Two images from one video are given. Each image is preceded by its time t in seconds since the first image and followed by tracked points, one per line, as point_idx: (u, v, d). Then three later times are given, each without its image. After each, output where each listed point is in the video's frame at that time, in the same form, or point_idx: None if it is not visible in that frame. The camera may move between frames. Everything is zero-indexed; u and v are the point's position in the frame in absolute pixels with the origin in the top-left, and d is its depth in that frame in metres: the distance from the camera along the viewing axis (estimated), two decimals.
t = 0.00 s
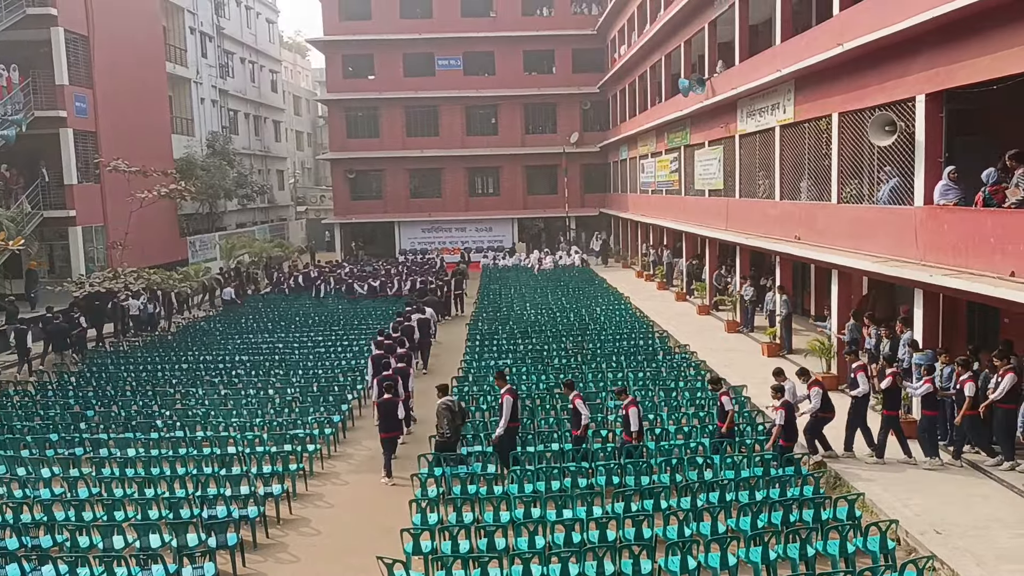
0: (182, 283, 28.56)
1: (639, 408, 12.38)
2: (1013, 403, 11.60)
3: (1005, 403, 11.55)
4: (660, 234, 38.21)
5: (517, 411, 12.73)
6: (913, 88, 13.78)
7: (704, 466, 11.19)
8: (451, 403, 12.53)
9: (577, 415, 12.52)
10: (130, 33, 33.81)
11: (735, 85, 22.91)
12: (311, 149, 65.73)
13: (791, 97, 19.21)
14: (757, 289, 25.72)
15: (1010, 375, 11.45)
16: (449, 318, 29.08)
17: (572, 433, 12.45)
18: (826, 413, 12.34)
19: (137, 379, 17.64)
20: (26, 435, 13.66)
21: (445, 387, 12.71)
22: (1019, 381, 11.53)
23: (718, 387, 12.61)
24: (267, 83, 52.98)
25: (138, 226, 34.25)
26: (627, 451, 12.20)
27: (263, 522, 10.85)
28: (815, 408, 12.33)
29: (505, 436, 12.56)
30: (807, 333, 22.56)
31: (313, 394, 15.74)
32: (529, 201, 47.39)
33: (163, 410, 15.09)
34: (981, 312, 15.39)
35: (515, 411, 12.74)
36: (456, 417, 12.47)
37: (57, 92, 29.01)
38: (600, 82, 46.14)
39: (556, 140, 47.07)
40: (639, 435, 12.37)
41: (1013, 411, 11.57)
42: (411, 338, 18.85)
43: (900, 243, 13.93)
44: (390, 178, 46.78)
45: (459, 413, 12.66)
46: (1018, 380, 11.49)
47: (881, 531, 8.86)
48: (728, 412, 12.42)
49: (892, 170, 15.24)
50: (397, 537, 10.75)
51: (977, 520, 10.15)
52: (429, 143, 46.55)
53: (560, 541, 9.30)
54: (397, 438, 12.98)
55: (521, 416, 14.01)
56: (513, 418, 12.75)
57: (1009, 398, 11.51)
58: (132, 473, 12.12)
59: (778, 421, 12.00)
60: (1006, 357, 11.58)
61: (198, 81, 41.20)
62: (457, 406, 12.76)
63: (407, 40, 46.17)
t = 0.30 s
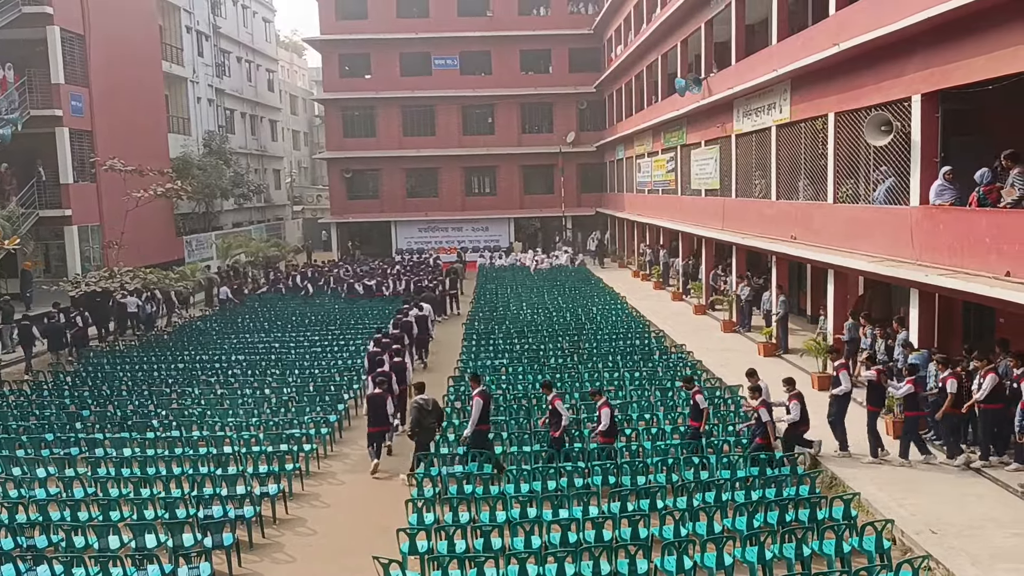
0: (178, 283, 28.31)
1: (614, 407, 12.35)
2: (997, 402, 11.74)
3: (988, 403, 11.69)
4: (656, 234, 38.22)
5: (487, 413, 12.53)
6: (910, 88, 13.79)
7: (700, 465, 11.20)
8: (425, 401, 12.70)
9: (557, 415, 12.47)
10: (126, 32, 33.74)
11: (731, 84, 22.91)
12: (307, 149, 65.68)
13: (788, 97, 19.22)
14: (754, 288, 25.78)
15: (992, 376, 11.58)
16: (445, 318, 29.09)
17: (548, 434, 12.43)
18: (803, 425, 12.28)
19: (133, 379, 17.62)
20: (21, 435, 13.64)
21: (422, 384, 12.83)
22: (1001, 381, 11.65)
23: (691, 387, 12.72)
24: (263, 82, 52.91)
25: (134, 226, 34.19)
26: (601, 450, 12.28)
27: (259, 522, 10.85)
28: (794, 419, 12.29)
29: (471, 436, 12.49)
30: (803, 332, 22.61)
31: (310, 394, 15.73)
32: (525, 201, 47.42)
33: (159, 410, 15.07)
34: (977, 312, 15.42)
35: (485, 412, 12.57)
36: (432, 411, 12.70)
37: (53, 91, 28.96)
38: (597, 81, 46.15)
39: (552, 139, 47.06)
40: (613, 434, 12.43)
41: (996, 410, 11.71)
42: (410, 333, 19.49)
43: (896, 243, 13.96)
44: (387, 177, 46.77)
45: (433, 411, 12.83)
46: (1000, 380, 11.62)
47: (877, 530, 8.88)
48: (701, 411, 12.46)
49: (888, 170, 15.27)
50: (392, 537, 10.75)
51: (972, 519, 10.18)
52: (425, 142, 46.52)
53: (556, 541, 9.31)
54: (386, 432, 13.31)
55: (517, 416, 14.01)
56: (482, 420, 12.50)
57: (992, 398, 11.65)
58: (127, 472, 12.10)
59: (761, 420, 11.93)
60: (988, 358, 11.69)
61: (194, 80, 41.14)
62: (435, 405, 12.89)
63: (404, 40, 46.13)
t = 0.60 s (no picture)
0: (178, 283, 28.21)
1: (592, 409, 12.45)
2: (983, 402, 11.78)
3: (972, 403, 11.75)
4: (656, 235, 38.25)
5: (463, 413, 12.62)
6: (910, 89, 13.79)
7: (700, 466, 11.20)
8: (408, 399, 12.82)
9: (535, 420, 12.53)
10: (126, 32, 33.72)
11: (731, 85, 22.92)
12: (307, 149, 65.69)
13: (787, 97, 19.23)
14: (753, 289, 25.82)
15: (973, 376, 11.65)
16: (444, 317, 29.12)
17: (525, 438, 12.63)
18: (787, 423, 12.42)
19: (132, 379, 17.61)
20: (21, 435, 13.64)
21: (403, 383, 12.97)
22: (984, 380, 11.71)
23: (667, 392, 12.67)
24: (262, 83, 52.91)
25: (134, 226, 34.17)
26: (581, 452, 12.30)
27: (259, 523, 10.85)
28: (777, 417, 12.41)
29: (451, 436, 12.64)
30: (802, 333, 22.62)
31: (309, 394, 15.73)
32: (524, 201, 47.43)
33: (159, 410, 15.05)
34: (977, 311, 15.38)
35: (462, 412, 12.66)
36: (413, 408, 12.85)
37: (52, 92, 28.96)
38: (596, 82, 46.14)
39: (552, 140, 47.07)
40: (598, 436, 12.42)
41: (983, 410, 11.75)
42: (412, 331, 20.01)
43: (896, 244, 13.96)
44: (386, 178, 46.77)
45: (416, 408, 13.00)
46: (983, 379, 11.68)
47: (878, 531, 8.87)
48: (676, 416, 12.39)
49: (888, 170, 15.27)
50: (392, 538, 10.75)
51: (972, 520, 10.19)
52: (424, 143, 46.53)
53: (556, 542, 9.30)
54: (386, 426, 13.56)
55: (517, 417, 13.99)
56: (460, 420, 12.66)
57: (975, 398, 11.71)
58: (126, 473, 12.08)
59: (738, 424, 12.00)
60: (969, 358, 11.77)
61: (194, 81, 41.11)
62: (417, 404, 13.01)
63: (403, 40, 46.13)
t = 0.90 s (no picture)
0: (179, 283, 28.18)
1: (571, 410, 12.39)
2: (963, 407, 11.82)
3: (953, 409, 11.79)
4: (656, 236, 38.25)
5: (436, 412, 12.69)
6: (910, 90, 13.78)
7: (700, 467, 11.21)
8: (391, 398, 13.06)
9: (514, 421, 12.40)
10: (126, 33, 33.73)
11: (731, 86, 22.93)
12: (307, 150, 65.72)
13: (787, 98, 19.24)
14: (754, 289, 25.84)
15: (954, 382, 11.66)
16: (444, 317, 29.14)
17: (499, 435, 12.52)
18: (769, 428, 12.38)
19: (132, 380, 17.60)
20: (21, 436, 13.64)
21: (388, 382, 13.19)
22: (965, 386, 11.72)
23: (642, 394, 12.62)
24: (262, 84, 52.94)
25: (134, 227, 34.18)
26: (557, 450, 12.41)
27: (259, 524, 10.85)
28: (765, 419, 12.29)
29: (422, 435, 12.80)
30: (802, 334, 22.63)
31: (309, 395, 15.74)
32: (524, 202, 47.44)
33: (159, 411, 15.05)
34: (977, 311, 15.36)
35: (436, 411, 12.74)
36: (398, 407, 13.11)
37: (52, 93, 28.97)
38: (596, 82, 46.14)
39: (552, 141, 47.08)
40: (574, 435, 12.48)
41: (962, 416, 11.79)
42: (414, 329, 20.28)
43: (896, 245, 13.96)
44: (386, 179, 46.79)
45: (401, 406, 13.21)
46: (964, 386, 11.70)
47: (877, 532, 8.86)
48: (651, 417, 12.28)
49: (888, 171, 15.28)
50: (392, 538, 10.75)
51: (972, 521, 10.19)
52: (424, 144, 46.54)
53: (556, 543, 9.30)
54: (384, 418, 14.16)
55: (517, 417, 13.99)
56: (433, 419, 12.71)
57: (955, 403, 11.75)
58: (125, 474, 12.08)
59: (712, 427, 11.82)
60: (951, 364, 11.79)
61: (194, 82, 41.11)
62: (402, 402, 13.18)
63: (403, 41, 46.14)
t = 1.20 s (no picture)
0: (179, 285, 28.19)
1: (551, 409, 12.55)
2: (943, 410, 11.79)
3: (932, 413, 11.77)
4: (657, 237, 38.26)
5: (414, 414, 12.89)
6: (911, 91, 13.77)
7: (700, 469, 11.22)
8: (380, 394, 13.33)
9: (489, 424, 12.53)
10: (126, 34, 33.74)
11: (731, 87, 22.95)
12: (308, 151, 65.76)
13: (788, 100, 19.24)
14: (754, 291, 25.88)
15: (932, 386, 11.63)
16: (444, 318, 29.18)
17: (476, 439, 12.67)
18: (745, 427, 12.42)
19: (132, 382, 17.58)
20: (21, 438, 13.64)
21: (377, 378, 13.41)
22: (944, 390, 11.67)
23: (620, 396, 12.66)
24: (263, 85, 52.96)
25: (134, 228, 34.20)
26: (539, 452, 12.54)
27: (259, 525, 10.84)
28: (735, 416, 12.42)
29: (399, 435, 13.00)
30: (802, 335, 22.63)
31: (310, 396, 15.73)
32: (525, 204, 47.46)
33: (159, 412, 15.04)
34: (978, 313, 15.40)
35: (416, 413, 12.93)
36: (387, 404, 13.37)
37: (53, 93, 28.97)
38: (596, 84, 46.16)
39: (552, 142, 47.09)
40: (555, 435, 12.58)
41: (941, 419, 11.77)
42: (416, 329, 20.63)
43: (896, 246, 13.97)
44: (387, 180, 46.81)
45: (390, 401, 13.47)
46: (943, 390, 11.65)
47: (877, 534, 8.84)
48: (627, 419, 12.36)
49: (889, 173, 15.30)
50: (392, 540, 10.74)
51: (973, 523, 10.18)
52: (425, 145, 46.56)
53: (556, 545, 9.28)
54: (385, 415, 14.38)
55: (517, 419, 13.97)
56: (411, 420, 12.89)
57: (934, 407, 11.73)
58: (126, 475, 12.06)
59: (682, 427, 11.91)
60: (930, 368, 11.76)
61: (195, 83, 41.13)
62: (392, 397, 13.43)
63: (404, 43, 46.15)
